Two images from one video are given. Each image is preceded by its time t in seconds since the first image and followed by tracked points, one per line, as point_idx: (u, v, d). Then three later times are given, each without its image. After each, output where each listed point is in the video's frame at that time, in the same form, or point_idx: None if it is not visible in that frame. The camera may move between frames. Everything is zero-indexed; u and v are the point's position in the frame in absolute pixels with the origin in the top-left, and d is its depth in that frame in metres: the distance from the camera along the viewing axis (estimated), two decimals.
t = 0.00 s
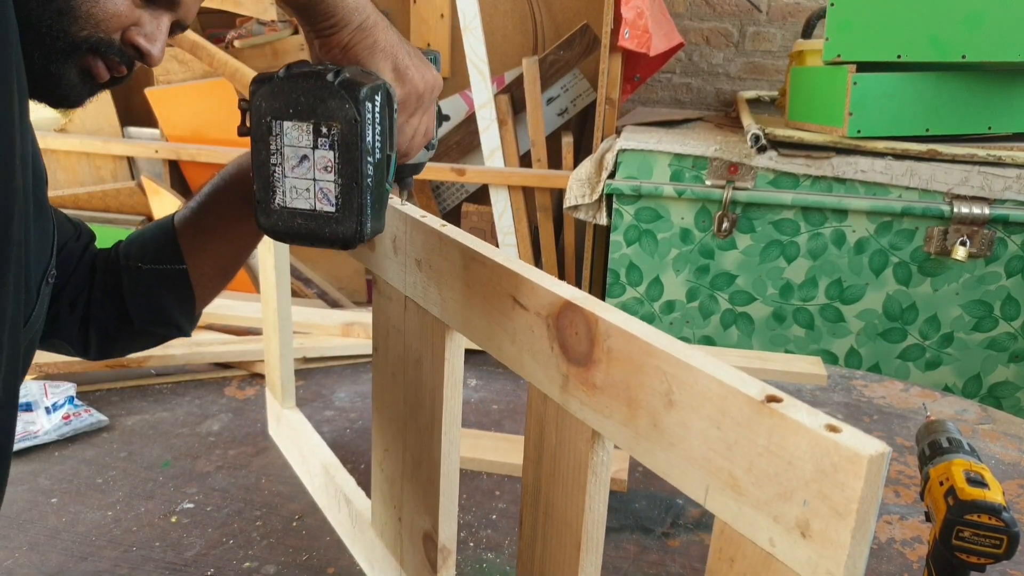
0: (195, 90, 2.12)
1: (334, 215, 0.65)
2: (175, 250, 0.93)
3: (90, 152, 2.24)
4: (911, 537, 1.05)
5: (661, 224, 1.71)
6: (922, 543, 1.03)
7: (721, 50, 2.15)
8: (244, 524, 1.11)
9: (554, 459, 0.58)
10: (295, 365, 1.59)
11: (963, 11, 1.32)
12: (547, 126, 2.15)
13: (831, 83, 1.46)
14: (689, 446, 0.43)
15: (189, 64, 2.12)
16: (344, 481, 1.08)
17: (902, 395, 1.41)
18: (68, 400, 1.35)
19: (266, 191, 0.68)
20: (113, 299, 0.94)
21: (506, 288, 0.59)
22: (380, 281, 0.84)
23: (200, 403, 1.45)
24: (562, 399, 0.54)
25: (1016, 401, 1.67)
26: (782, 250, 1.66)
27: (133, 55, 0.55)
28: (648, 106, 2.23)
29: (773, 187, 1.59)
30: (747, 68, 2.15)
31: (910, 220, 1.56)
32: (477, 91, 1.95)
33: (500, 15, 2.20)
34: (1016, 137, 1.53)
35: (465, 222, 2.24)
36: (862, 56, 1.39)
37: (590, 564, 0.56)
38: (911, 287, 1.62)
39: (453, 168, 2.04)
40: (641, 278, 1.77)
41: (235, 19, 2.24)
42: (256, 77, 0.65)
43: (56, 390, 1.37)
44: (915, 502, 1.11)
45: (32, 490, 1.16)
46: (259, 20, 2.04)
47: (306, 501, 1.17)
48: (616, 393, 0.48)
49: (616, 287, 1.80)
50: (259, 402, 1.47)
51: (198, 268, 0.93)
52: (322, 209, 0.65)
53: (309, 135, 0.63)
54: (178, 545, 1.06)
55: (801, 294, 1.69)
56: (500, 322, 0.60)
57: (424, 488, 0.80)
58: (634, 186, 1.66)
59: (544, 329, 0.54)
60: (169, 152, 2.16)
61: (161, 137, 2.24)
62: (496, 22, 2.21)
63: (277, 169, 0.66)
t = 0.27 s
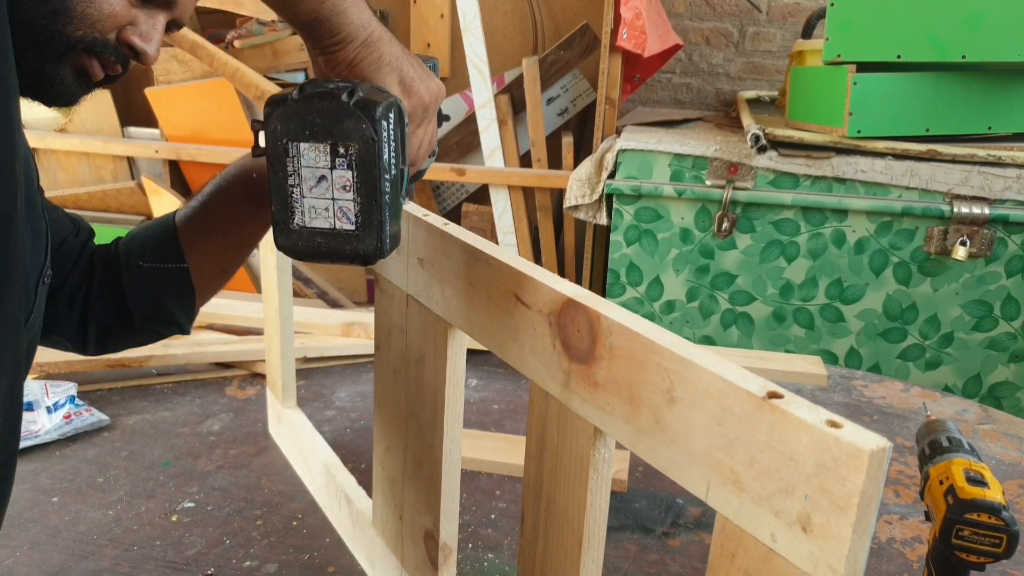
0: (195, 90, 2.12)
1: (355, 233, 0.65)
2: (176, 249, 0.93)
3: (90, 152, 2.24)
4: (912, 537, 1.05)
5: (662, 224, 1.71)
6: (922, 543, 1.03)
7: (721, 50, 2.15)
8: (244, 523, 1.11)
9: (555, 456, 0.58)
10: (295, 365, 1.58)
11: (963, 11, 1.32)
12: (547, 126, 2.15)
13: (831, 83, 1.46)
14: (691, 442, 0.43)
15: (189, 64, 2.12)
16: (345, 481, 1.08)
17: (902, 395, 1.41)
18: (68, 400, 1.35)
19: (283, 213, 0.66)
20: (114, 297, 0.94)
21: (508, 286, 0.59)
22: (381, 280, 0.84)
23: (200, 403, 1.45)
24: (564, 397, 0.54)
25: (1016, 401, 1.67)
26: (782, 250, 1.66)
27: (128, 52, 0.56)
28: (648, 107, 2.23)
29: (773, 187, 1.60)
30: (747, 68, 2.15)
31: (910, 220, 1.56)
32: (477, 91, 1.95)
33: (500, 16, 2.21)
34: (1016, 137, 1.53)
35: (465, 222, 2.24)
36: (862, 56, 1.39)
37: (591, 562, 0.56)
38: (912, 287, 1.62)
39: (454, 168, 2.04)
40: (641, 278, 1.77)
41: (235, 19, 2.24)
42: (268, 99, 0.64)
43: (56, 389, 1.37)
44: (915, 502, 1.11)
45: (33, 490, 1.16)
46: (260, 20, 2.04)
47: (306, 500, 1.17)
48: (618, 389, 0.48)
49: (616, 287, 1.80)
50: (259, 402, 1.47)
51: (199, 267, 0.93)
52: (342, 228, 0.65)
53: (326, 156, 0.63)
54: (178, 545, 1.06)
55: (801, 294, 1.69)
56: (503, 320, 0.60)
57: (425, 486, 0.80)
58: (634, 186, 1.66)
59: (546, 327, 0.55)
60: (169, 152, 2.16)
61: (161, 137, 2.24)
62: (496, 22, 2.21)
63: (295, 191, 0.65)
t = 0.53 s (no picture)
0: (196, 89, 2.12)
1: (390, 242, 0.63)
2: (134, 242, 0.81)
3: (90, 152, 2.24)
4: (912, 537, 1.05)
5: (662, 224, 1.71)
6: (922, 543, 1.03)
7: (721, 50, 2.15)
8: (244, 524, 1.11)
9: (542, 461, 0.58)
10: (295, 366, 1.58)
11: (963, 11, 1.32)
12: (547, 127, 2.15)
13: (832, 83, 1.46)
14: (674, 451, 0.43)
15: (188, 64, 2.12)
16: (345, 481, 1.08)
17: (902, 395, 1.41)
18: (68, 400, 1.35)
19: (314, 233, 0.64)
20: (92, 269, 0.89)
21: (492, 290, 0.58)
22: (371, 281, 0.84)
23: (200, 404, 1.45)
24: (550, 402, 0.54)
25: (1016, 401, 1.67)
26: (782, 250, 1.66)
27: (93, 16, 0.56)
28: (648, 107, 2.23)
29: (773, 187, 1.60)
30: (747, 68, 2.15)
31: (910, 220, 1.56)
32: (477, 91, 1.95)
33: (500, 16, 2.20)
34: (1016, 137, 1.53)
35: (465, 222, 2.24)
36: (862, 56, 1.39)
37: (581, 567, 0.56)
38: (912, 287, 1.62)
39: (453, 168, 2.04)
40: (641, 278, 1.77)
41: (235, 19, 2.24)
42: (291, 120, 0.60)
43: (56, 390, 1.37)
44: (915, 502, 1.11)
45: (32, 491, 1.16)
46: (259, 20, 2.04)
47: (306, 501, 1.17)
48: (602, 396, 0.48)
49: (616, 287, 1.80)
50: (259, 402, 1.47)
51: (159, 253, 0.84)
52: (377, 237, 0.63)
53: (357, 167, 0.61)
54: (178, 545, 1.06)
55: (801, 294, 1.69)
56: (489, 325, 0.60)
57: (419, 489, 0.80)
58: (634, 186, 1.66)
59: (531, 332, 0.54)
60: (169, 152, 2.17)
61: (161, 138, 2.25)
62: (496, 22, 2.21)
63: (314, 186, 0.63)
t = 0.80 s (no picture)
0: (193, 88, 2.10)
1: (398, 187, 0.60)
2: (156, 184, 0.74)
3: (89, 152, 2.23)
4: (913, 538, 1.04)
5: (661, 224, 1.71)
6: (923, 543, 1.03)
7: (721, 50, 2.14)
8: (243, 524, 1.10)
9: (576, 452, 0.57)
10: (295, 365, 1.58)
11: (963, 11, 1.32)
12: (547, 126, 2.15)
13: (832, 83, 1.46)
14: (721, 437, 0.42)
15: (188, 64, 2.11)
16: (345, 481, 1.08)
17: (903, 395, 1.40)
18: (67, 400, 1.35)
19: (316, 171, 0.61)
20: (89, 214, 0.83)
21: (533, 280, 0.58)
22: (401, 275, 0.84)
23: (199, 403, 1.44)
24: (590, 391, 0.54)
25: (1017, 401, 1.67)
26: (782, 250, 1.66)
27: None
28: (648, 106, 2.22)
29: (773, 187, 1.59)
30: (747, 68, 2.15)
31: (910, 220, 1.56)
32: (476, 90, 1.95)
33: (500, 15, 2.20)
34: (1016, 137, 1.53)
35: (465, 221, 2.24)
36: (862, 56, 1.38)
37: (608, 559, 0.55)
38: (912, 287, 1.62)
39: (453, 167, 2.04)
40: (641, 278, 1.77)
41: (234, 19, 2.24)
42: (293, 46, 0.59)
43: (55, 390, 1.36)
44: (915, 503, 1.11)
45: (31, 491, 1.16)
46: (259, 20, 2.04)
47: (306, 501, 1.17)
48: (646, 384, 0.48)
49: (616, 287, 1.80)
50: (259, 402, 1.47)
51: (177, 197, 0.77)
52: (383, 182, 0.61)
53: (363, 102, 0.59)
54: (177, 546, 1.05)
55: (801, 294, 1.69)
56: (526, 315, 0.60)
57: (435, 484, 0.79)
58: (634, 186, 1.66)
59: (573, 322, 0.54)
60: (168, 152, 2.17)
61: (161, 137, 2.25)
62: (496, 21, 2.21)
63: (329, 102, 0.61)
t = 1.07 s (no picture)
0: (195, 88, 2.11)
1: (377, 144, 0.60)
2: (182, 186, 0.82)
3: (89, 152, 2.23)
4: (913, 538, 1.04)
5: (661, 224, 1.71)
6: (923, 544, 1.03)
7: (721, 50, 2.14)
8: (243, 524, 1.10)
9: (544, 461, 0.57)
10: (294, 365, 1.58)
11: (963, 11, 1.32)
12: (547, 126, 2.15)
13: (832, 83, 1.46)
14: (677, 451, 0.42)
15: (188, 64, 2.11)
16: (344, 481, 1.08)
17: (903, 396, 1.40)
18: (67, 400, 1.35)
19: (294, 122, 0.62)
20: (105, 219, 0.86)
21: (496, 289, 0.58)
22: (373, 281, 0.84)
23: (199, 404, 1.44)
24: (552, 401, 0.53)
25: (1017, 401, 1.67)
26: (782, 250, 1.66)
27: None
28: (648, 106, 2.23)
29: (773, 187, 1.59)
30: (747, 68, 2.15)
31: (910, 220, 1.56)
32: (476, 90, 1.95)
33: (500, 15, 2.20)
34: (1016, 137, 1.53)
35: (465, 221, 2.24)
36: (862, 56, 1.38)
37: (582, 566, 0.56)
38: (912, 287, 1.62)
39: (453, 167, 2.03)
40: (641, 278, 1.77)
41: (234, 18, 2.24)
42: None
43: (55, 390, 1.36)
44: (916, 503, 1.11)
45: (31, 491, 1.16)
46: (259, 20, 2.04)
47: (306, 501, 1.17)
48: (605, 396, 0.47)
49: (616, 287, 1.80)
50: (258, 402, 1.47)
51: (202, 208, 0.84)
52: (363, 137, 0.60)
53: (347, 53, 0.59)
54: (177, 546, 1.05)
55: (801, 294, 1.69)
56: (493, 324, 0.59)
57: (419, 489, 0.79)
58: (634, 186, 1.66)
59: (535, 332, 0.54)
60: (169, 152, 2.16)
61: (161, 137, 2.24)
62: (496, 21, 2.21)
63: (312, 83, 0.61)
